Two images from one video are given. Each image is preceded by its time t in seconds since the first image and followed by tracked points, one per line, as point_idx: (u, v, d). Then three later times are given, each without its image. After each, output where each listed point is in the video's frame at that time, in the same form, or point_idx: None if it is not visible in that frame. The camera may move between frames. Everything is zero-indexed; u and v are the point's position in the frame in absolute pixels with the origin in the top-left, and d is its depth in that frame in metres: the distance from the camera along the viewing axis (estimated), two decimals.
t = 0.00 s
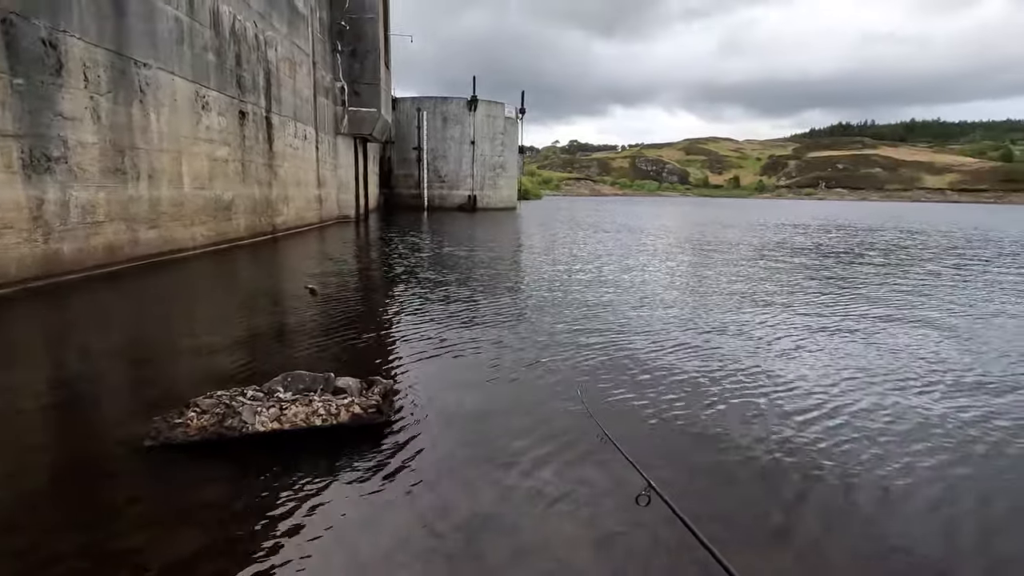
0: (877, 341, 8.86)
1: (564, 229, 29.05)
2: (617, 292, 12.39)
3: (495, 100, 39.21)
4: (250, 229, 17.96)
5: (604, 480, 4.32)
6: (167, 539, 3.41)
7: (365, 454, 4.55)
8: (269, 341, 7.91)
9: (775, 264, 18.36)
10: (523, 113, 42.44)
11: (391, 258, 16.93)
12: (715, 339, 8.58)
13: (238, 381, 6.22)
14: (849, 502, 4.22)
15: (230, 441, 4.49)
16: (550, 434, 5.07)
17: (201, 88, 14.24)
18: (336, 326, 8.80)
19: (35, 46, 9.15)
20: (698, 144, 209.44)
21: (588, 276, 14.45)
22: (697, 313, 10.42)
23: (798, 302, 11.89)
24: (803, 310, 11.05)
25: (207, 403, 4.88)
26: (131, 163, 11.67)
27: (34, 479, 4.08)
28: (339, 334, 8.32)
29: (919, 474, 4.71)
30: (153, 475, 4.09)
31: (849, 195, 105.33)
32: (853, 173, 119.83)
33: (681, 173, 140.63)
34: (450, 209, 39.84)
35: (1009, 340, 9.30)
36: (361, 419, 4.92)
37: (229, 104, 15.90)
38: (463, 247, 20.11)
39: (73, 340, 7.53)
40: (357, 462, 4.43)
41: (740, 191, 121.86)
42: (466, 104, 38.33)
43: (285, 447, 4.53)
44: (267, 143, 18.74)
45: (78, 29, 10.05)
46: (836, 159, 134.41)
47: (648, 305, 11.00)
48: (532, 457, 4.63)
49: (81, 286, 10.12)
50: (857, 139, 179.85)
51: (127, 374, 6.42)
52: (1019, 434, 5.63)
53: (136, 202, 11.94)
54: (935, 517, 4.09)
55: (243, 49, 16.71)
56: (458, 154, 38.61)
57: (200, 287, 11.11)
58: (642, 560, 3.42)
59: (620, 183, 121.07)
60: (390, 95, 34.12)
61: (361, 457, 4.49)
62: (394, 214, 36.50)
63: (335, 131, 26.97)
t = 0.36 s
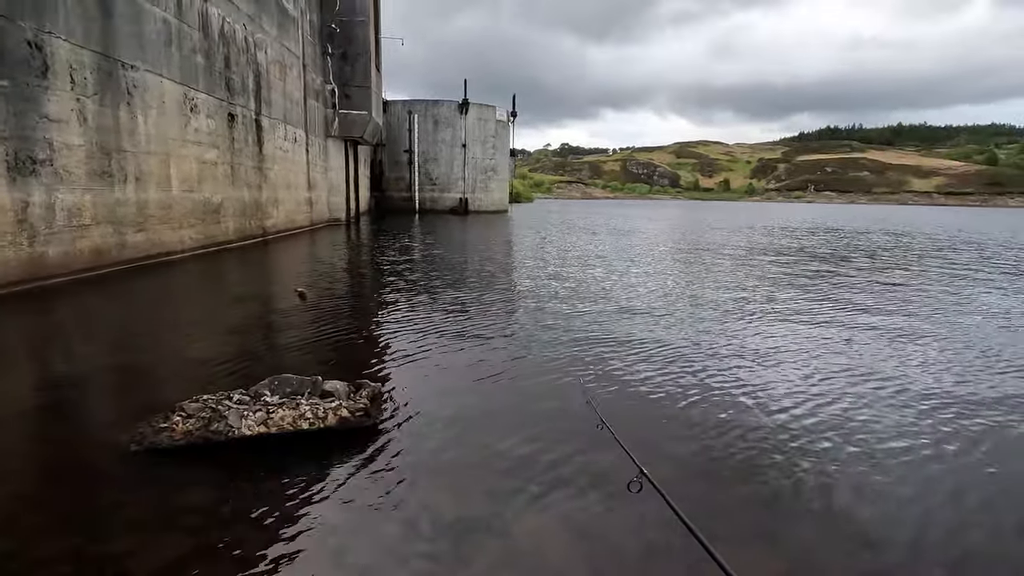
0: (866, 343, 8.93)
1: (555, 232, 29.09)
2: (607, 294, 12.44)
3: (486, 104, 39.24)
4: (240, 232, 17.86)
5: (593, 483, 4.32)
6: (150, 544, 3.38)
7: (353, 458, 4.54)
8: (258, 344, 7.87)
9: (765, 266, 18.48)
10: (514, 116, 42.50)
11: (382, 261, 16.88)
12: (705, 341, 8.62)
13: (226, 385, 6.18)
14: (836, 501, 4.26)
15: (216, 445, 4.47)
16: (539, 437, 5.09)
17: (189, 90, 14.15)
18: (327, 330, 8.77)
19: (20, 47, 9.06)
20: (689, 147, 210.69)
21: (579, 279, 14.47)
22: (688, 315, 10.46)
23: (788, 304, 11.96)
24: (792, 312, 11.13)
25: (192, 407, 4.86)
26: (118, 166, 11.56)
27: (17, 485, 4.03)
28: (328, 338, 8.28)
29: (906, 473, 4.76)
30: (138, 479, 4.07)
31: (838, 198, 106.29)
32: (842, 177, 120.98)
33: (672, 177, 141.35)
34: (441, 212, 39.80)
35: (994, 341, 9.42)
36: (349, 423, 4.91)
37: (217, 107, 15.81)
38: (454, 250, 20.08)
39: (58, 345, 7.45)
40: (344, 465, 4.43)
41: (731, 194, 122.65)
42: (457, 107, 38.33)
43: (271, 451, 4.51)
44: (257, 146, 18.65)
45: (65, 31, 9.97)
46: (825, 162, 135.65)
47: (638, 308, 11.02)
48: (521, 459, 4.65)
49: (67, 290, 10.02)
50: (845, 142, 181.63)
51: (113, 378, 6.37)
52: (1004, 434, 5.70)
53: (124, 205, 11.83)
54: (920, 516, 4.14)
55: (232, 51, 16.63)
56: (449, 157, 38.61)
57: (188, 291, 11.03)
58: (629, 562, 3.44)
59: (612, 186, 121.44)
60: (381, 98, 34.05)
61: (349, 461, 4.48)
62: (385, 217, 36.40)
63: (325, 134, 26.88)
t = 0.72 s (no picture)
0: (856, 343, 8.99)
1: (549, 233, 29.06)
2: (600, 295, 12.46)
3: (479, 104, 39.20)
4: (232, 233, 17.77)
5: (587, 484, 4.32)
6: (138, 547, 3.34)
7: (344, 458, 4.52)
8: (250, 345, 7.84)
9: (757, 267, 18.54)
10: (508, 117, 42.48)
11: (375, 262, 16.81)
12: (698, 342, 8.65)
13: (217, 388, 6.12)
14: (829, 501, 4.27)
15: (205, 447, 4.45)
16: (533, 438, 5.08)
17: (180, 90, 14.06)
18: (319, 331, 8.73)
19: (7, 45, 8.96)
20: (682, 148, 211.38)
21: (573, 280, 14.47)
22: (681, 316, 10.47)
23: (780, 305, 12.00)
24: (785, 313, 11.18)
25: (182, 409, 4.82)
26: (107, 166, 11.46)
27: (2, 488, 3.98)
28: (320, 339, 8.23)
29: (899, 472, 4.78)
30: (127, 482, 4.03)
31: (829, 199, 106.98)
32: (833, 178, 121.83)
33: (664, 178, 141.83)
34: (435, 213, 39.74)
35: (984, 340, 9.49)
36: (341, 424, 4.89)
37: (209, 107, 15.71)
38: (448, 251, 20.04)
39: (46, 346, 7.39)
40: (335, 466, 4.40)
41: (723, 196, 123.20)
42: (450, 108, 38.27)
43: (261, 453, 4.48)
44: (248, 146, 18.55)
45: (53, 30, 9.87)
46: (817, 164, 136.50)
47: (631, 308, 11.03)
48: (513, 459, 4.65)
49: (56, 291, 9.93)
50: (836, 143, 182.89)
51: (102, 379, 6.32)
52: (995, 433, 5.74)
53: (113, 205, 11.72)
54: (912, 515, 4.16)
55: (223, 51, 16.53)
56: (442, 158, 38.56)
57: (178, 292, 10.95)
58: (623, 563, 3.44)
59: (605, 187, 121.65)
60: (373, 99, 33.95)
61: (339, 462, 4.45)
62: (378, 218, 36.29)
63: (317, 135, 26.77)
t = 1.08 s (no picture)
0: (848, 342, 9.06)
1: (544, 234, 29.07)
2: (595, 295, 12.45)
3: (474, 105, 39.18)
4: (225, 233, 17.67)
5: (582, 484, 4.31)
6: (130, 550, 3.31)
7: (337, 459, 4.52)
8: (243, 346, 7.81)
9: (751, 267, 18.62)
10: (503, 117, 42.47)
11: (369, 263, 16.78)
12: (692, 341, 8.68)
13: (210, 389, 6.07)
14: (825, 501, 4.28)
15: (198, 449, 4.43)
16: (528, 438, 5.08)
17: (173, 90, 13.98)
18: (314, 331, 8.72)
19: None
20: (676, 148, 211.88)
21: (568, 280, 14.49)
22: (674, 315, 10.51)
23: (773, 304, 12.07)
24: (777, 313, 11.23)
25: (174, 410, 4.83)
26: (99, 166, 11.37)
27: None
28: (314, 340, 8.19)
29: (893, 471, 4.80)
30: (118, 484, 3.99)
31: (822, 200, 107.51)
32: (826, 179, 122.47)
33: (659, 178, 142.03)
34: (429, 213, 39.69)
35: (977, 340, 9.55)
36: (334, 424, 4.89)
37: (202, 106, 15.62)
38: (442, 251, 20.03)
39: (37, 347, 7.32)
40: (330, 467, 4.39)
41: (718, 196, 123.54)
42: (445, 108, 38.22)
43: (254, 453, 4.46)
44: (242, 146, 18.46)
45: (44, 29, 9.80)
46: (810, 164, 137.12)
47: (626, 308, 11.03)
48: (507, 459, 4.65)
49: (47, 292, 9.84)
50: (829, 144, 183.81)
51: (93, 380, 6.27)
52: (988, 431, 5.77)
53: (105, 205, 11.63)
54: (906, 513, 4.17)
55: (217, 50, 16.44)
56: (437, 158, 38.52)
57: (171, 292, 10.88)
58: (618, 563, 3.43)
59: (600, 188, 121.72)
60: (367, 99, 33.84)
61: (333, 463, 4.45)
62: (373, 218, 36.18)
63: (311, 135, 26.67)
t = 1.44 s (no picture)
0: (844, 343, 9.08)
1: (540, 236, 29.06)
2: (592, 297, 12.44)
3: (470, 107, 39.19)
4: (220, 235, 17.60)
5: (577, 486, 4.30)
6: (121, 555, 3.28)
7: (332, 462, 4.49)
8: (237, 348, 7.77)
9: (746, 268, 18.66)
10: (499, 119, 42.48)
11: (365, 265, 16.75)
12: (687, 343, 8.68)
13: (204, 391, 6.03)
14: (820, 502, 4.28)
15: (191, 452, 4.39)
16: (523, 440, 5.07)
17: (167, 91, 13.93)
18: (309, 333, 8.69)
19: None
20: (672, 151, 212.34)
21: (564, 282, 14.48)
22: (670, 317, 10.51)
23: (769, 306, 12.09)
24: (773, 314, 11.25)
25: (167, 413, 4.80)
26: (92, 167, 11.30)
27: None
28: (310, 342, 8.16)
29: (889, 472, 4.81)
30: (110, 488, 3.96)
31: (817, 202, 107.91)
32: (821, 181, 122.98)
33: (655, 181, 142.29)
34: (426, 215, 39.65)
35: (971, 341, 9.58)
36: (328, 428, 4.86)
37: (196, 108, 15.56)
38: (438, 253, 20.00)
39: (29, 350, 7.26)
40: (324, 470, 4.37)
41: (713, 198, 123.81)
42: (441, 110, 38.21)
43: (248, 456, 4.43)
44: (237, 148, 18.39)
45: (37, 29, 9.74)
46: (805, 166, 137.63)
47: (622, 310, 11.03)
48: (503, 461, 4.63)
49: (40, 294, 9.78)
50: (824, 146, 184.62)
51: (86, 383, 6.22)
52: (983, 432, 5.78)
53: (98, 207, 11.56)
54: (902, 514, 4.18)
55: (212, 52, 16.39)
56: (433, 160, 38.50)
57: (165, 294, 10.82)
58: (614, 565, 3.42)
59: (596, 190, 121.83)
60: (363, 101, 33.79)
61: (327, 466, 4.42)
62: (369, 220, 36.11)
63: (307, 136, 26.60)
